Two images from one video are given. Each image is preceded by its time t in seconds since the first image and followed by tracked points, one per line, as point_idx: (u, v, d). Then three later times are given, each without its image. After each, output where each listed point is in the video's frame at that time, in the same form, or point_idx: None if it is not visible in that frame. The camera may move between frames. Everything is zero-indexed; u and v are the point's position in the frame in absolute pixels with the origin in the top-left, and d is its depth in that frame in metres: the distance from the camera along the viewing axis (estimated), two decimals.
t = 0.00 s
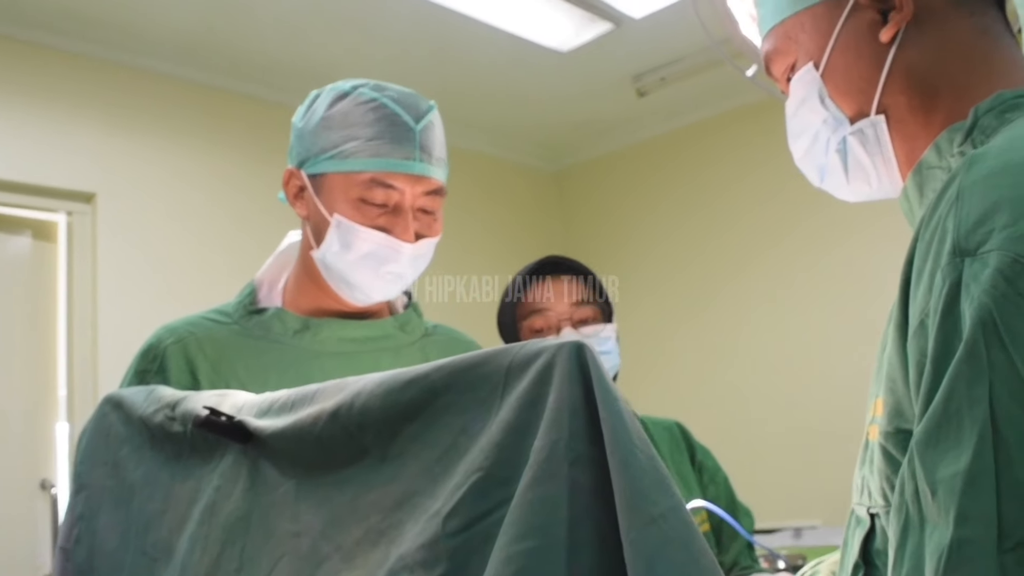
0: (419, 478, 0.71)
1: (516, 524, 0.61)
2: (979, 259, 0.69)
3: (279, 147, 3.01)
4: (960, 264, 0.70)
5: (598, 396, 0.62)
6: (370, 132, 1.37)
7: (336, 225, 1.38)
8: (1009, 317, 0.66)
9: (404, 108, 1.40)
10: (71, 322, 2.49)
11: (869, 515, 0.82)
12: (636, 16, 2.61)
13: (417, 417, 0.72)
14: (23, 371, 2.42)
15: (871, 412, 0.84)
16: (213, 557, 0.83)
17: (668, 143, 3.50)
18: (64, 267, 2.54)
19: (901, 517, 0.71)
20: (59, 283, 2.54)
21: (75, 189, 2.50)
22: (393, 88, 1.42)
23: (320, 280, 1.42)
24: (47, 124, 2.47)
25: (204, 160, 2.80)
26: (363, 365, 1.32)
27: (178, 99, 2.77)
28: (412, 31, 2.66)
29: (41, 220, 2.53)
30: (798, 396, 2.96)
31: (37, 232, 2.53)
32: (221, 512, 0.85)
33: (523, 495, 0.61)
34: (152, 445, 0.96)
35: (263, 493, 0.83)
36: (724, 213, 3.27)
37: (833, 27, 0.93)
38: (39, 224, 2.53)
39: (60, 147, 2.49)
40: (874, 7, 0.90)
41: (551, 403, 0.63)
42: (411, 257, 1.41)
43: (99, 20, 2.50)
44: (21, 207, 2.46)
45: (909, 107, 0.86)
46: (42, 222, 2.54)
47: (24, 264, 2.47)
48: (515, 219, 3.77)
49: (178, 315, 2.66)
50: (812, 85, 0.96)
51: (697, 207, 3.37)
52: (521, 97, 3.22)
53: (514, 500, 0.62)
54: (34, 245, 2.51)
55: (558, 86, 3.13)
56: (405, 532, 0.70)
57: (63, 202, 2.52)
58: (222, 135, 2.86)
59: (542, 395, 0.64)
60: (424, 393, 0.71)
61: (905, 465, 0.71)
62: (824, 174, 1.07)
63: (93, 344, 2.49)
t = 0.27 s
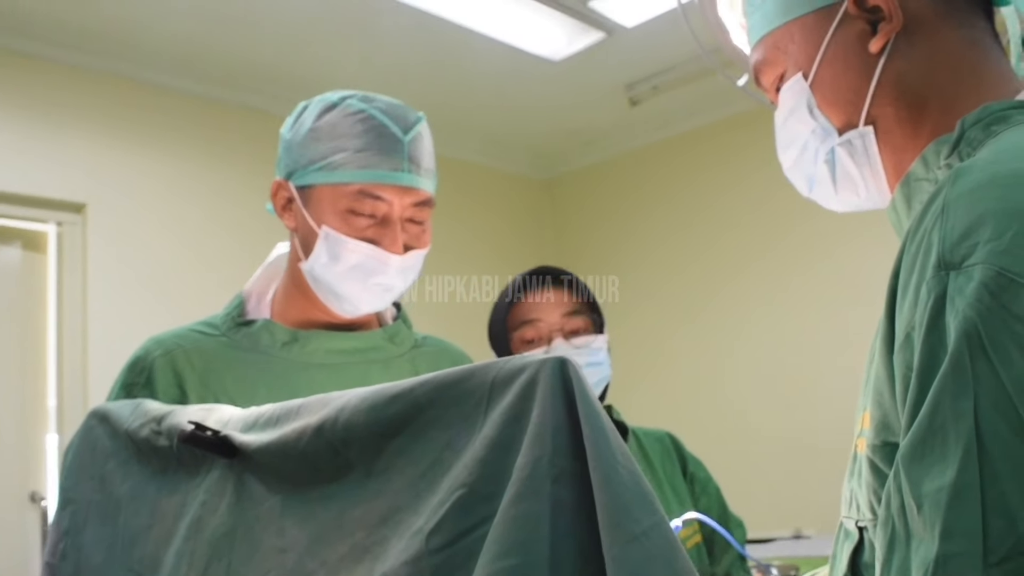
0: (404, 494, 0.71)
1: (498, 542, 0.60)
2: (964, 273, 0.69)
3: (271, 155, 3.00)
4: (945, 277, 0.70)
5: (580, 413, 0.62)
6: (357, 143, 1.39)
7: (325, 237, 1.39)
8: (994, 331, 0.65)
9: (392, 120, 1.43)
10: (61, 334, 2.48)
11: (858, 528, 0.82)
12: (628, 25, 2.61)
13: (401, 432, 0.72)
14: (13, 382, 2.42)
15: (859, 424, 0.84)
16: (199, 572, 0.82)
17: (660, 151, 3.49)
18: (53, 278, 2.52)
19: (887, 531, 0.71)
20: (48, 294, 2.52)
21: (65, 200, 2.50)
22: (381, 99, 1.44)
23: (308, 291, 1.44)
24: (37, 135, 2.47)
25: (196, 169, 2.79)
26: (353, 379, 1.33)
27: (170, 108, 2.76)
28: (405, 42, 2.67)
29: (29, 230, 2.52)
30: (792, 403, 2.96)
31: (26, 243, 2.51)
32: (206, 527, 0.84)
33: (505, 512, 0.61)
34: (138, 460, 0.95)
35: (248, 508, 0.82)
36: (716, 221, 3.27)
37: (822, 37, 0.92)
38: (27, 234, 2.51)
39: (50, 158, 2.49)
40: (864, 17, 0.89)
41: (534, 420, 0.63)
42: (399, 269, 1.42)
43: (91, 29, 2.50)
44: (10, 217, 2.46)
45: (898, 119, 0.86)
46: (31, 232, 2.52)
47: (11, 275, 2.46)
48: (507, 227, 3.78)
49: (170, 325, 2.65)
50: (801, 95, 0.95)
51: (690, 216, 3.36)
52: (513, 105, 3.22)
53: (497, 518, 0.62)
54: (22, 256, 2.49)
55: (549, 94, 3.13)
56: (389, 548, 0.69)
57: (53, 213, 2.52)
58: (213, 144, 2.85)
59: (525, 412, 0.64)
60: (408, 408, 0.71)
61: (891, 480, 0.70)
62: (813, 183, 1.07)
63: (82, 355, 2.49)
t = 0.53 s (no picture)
0: (389, 511, 0.70)
1: (482, 563, 0.59)
2: (953, 290, 0.68)
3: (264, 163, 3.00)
4: (934, 294, 0.69)
5: (566, 432, 0.61)
6: (345, 153, 1.41)
7: (312, 247, 1.40)
8: (983, 348, 0.65)
9: (380, 129, 1.45)
10: (48, 341, 2.47)
11: (848, 544, 0.82)
12: (621, 31, 2.61)
13: (386, 449, 0.71)
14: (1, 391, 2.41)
15: (849, 439, 0.83)
16: None
17: (656, 156, 3.51)
18: (41, 286, 2.52)
19: (876, 549, 0.71)
20: (37, 301, 2.52)
21: (53, 207, 2.49)
22: (368, 109, 1.47)
23: (295, 302, 1.45)
24: (25, 140, 2.46)
25: (186, 175, 2.79)
26: (340, 390, 1.35)
27: (160, 114, 2.76)
28: (398, 48, 2.68)
29: (19, 237, 2.52)
30: (784, 410, 2.95)
31: (14, 250, 2.51)
32: (191, 543, 0.83)
33: (490, 532, 0.60)
34: (123, 474, 0.94)
35: (233, 524, 0.81)
36: (708, 226, 3.28)
37: (814, 45, 0.92)
38: (16, 241, 2.51)
39: (38, 164, 2.48)
40: (856, 26, 0.88)
41: (519, 439, 0.62)
42: (387, 279, 1.44)
43: (83, 32, 2.49)
44: None
45: (888, 129, 0.85)
46: (19, 239, 2.52)
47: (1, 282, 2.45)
48: (498, 234, 3.80)
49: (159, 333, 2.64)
50: (793, 103, 0.95)
51: (683, 222, 3.37)
52: (505, 111, 3.22)
53: (481, 538, 0.61)
54: (11, 263, 2.49)
55: (542, 101, 3.13)
56: (373, 567, 0.68)
57: (41, 220, 2.51)
58: (203, 150, 2.85)
59: (510, 431, 0.63)
60: (393, 426, 0.70)
61: (881, 499, 0.70)
62: (804, 192, 1.06)
63: (71, 363, 2.48)
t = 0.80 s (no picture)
0: (379, 528, 0.69)
1: None
2: (946, 304, 0.68)
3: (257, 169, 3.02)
4: (927, 309, 0.69)
5: (556, 450, 0.61)
6: (336, 162, 1.42)
7: (302, 256, 1.42)
8: (976, 363, 0.64)
9: (371, 138, 1.47)
10: (36, 347, 2.46)
11: (842, 558, 0.81)
12: (615, 35, 2.61)
13: (376, 465, 0.71)
14: None
15: (842, 453, 0.83)
16: None
17: (649, 162, 3.53)
18: (30, 292, 2.49)
19: (870, 565, 0.70)
20: (25, 307, 2.49)
21: (41, 211, 2.47)
22: (359, 117, 1.48)
23: (286, 312, 1.45)
24: (15, 143, 2.45)
25: (176, 180, 2.79)
26: (331, 399, 1.39)
27: (150, 118, 2.76)
28: (392, 54, 2.69)
29: (6, 242, 2.48)
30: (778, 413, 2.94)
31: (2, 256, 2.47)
32: (179, 558, 0.82)
33: (480, 551, 0.59)
34: (111, 487, 0.94)
35: (222, 539, 0.80)
36: (700, 230, 3.29)
37: (808, 53, 0.92)
38: (4, 248, 2.48)
39: (26, 169, 2.46)
40: (849, 34, 0.88)
41: (510, 457, 0.61)
42: (378, 288, 1.46)
43: (74, 37, 2.48)
44: None
45: (881, 137, 0.85)
46: (7, 245, 2.49)
47: None
48: (491, 239, 3.84)
49: (149, 338, 2.63)
50: (787, 111, 0.95)
51: (677, 227, 3.39)
52: (497, 116, 3.23)
53: (471, 558, 0.60)
54: None
55: (534, 105, 3.14)
56: None
57: (29, 224, 2.50)
58: (194, 156, 2.86)
59: (501, 448, 0.62)
60: (383, 441, 0.70)
61: (874, 514, 0.69)
62: (799, 202, 1.05)
63: (59, 368, 2.47)
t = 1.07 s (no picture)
0: (367, 541, 0.68)
1: None
2: (940, 314, 0.67)
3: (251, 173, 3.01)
4: (921, 318, 0.68)
5: (547, 463, 0.60)
6: (326, 169, 1.43)
7: (294, 264, 1.41)
8: (970, 374, 0.63)
9: (362, 144, 1.48)
10: (26, 352, 2.46)
11: (835, 568, 0.81)
12: (609, 36, 2.60)
13: (366, 477, 0.70)
14: None
15: (836, 462, 0.83)
16: None
17: (644, 165, 3.54)
18: (18, 296, 2.50)
19: None
20: (14, 312, 2.50)
21: (32, 215, 2.46)
22: (350, 123, 1.49)
23: (277, 319, 1.46)
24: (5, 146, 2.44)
25: (167, 183, 2.78)
26: (322, 407, 1.38)
27: (142, 121, 2.76)
28: (386, 58, 2.68)
29: None
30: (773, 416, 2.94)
31: None
32: (168, 569, 0.81)
33: (470, 566, 0.58)
34: (99, 497, 0.93)
35: (212, 550, 0.79)
36: (695, 233, 3.30)
37: (800, 63, 0.91)
38: None
39: (18, 172, 2.46)
40: (843, 42, 0.88)
41: (499, 470, 0.60)
42: (370, 296, 1.46)
43: (66, 40, 2.47)
44: None
45: (876, 146, 0.84)
46: None
47: None
48: (487, 242, 3.84)
49: (140, 343, 2.62)
50: (780, 120, 0.95)
51: (672, 231, 3.39)
52: (491, 118, 3.23)
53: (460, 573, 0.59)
54: None
55: (528, 108, 3.13)
56: None
57: (19, 228, 2.49)
58: (187, 159, 2.85)
59: (491, 461, 0.62)
60: (373, 453, 0.69)
61: (867, 525, 0.69)
62: (794, 211, 1.05)
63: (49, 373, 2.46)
